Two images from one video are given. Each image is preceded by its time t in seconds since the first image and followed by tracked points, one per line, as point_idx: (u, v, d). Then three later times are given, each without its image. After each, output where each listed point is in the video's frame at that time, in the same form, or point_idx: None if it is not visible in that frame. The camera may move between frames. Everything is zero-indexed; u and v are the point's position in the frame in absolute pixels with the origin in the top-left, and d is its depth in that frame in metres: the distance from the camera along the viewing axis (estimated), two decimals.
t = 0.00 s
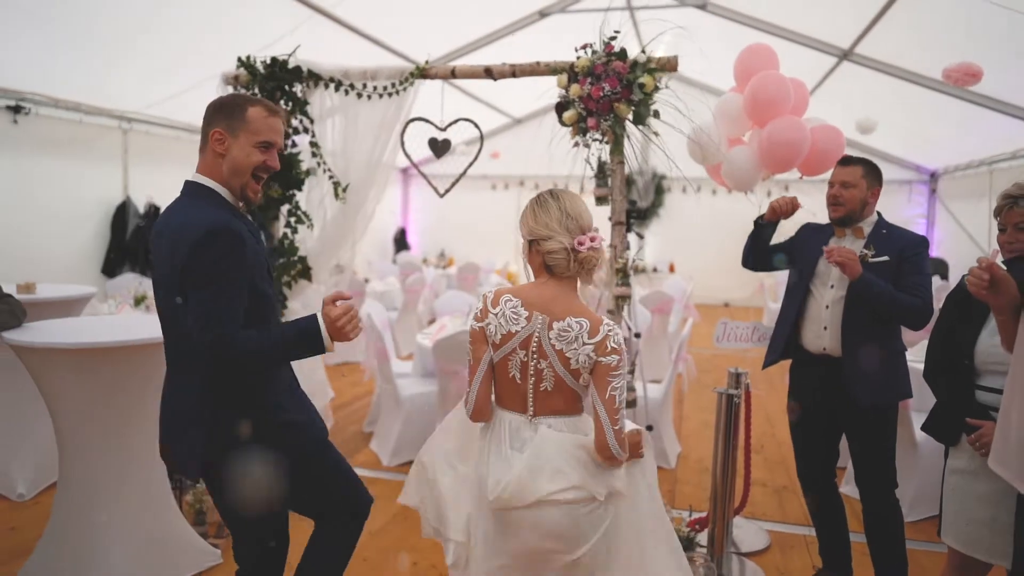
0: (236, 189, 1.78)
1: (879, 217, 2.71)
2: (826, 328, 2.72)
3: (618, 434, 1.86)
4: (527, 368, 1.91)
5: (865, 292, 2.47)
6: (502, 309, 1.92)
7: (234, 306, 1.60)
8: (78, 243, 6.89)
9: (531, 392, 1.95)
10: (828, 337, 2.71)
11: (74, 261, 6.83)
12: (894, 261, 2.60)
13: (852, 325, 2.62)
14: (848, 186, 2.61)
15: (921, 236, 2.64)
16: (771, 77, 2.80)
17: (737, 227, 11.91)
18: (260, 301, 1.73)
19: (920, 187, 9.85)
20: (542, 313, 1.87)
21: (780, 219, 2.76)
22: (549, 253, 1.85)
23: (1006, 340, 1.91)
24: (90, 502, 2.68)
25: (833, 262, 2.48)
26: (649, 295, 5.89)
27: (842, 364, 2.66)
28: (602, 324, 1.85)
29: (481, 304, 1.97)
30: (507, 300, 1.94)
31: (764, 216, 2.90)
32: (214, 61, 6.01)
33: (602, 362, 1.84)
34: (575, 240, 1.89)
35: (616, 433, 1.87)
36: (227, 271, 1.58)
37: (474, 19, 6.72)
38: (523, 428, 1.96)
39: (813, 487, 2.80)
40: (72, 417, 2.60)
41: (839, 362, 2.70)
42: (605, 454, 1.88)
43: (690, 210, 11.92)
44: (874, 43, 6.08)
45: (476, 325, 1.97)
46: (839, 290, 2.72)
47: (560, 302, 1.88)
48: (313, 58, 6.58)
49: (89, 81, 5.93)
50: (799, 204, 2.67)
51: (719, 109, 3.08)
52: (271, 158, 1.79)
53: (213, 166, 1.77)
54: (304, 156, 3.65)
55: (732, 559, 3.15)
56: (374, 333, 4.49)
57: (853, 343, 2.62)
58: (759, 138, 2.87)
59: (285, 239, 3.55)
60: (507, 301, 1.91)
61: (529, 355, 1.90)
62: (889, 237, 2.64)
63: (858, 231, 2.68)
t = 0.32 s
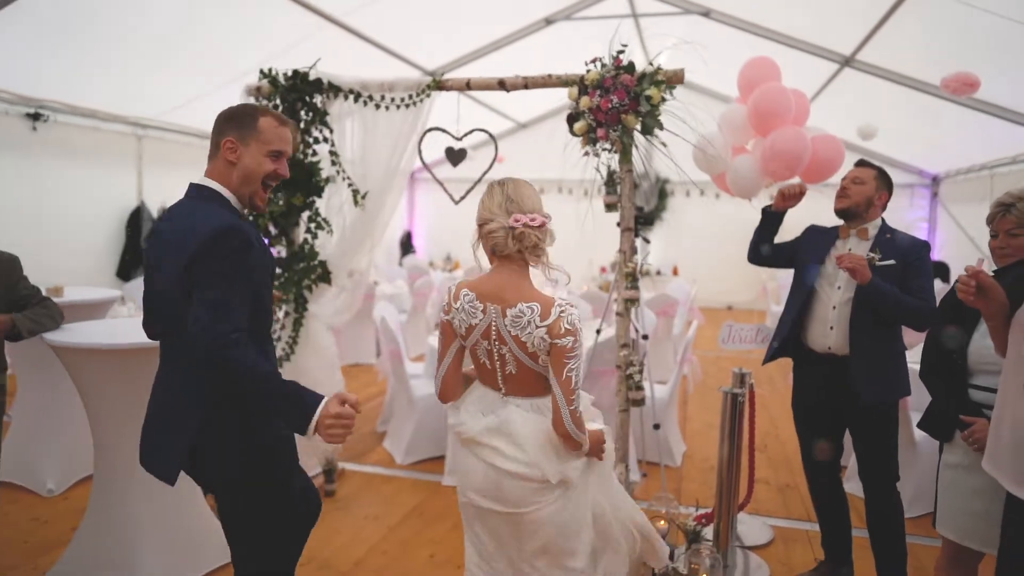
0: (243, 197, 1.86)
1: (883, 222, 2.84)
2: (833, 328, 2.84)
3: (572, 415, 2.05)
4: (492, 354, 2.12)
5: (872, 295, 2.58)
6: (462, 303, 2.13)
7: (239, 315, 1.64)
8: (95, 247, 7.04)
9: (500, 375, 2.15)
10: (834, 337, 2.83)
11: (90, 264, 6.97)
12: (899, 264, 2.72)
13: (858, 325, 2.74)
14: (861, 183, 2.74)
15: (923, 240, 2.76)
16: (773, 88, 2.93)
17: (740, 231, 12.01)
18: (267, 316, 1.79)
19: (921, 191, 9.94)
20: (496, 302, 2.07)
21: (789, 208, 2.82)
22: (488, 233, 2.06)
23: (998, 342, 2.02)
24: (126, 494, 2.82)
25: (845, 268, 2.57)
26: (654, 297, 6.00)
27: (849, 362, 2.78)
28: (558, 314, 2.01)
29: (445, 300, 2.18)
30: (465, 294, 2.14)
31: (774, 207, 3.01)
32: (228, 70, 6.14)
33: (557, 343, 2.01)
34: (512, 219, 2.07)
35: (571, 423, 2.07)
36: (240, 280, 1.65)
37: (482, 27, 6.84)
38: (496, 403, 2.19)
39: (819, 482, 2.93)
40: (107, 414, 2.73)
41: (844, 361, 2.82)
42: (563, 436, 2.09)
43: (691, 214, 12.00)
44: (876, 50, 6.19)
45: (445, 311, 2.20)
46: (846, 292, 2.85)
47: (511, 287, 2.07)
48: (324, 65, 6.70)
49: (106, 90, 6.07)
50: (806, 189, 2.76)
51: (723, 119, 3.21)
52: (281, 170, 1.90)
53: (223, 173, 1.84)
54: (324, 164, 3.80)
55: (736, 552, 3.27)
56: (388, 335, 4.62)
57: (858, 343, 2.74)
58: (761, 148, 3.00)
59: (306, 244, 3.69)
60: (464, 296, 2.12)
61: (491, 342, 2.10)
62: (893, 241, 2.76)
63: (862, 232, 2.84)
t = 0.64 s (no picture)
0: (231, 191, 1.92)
1: (910, 218, 2.87)
2: (858, 321, 2.89)
3: (527, 393, 2.05)
4: (471, 333, 2.22)
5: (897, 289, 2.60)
6: (453, 282, 2.27)
7: (226, 313, 1.74)
8: (133, 247, 7.25)
9: (478, 358, 2.25)
10: (860, 330, 2.89)
11: (129, 264, 7.19)
12: (926, 260, 2.75)
13: (883, 318, 2.78)
14: (887, 177, 2.79)
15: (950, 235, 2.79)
16: (797, 86, 2.98)
17: (765, 227, 11.95)
18: (263, 319, 1.86)
19: (951, 185, 9.79)
20: (480, 284, 2.18)
21: (818, 203, 2.89)
22: (484, 223, 2.16)
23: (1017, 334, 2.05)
24: (171, 477, 2.97)
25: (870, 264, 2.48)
26: (679, 293, 6.03)
27: (875, 356, 2.82)
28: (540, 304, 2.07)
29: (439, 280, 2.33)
30: (456, 275, 2.28)
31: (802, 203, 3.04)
32: (259, 75, 6.28)
33: (527, 322, 2.06)
34: (506, 211, 2.17)
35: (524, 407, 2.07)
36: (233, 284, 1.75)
37: (507, 27, 6.91)
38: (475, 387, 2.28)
39: (843, 473, 3.01)
40: (157, 402, 2.87)
41: (870, 354, 2.87)
42: (518, 414, 2.09)
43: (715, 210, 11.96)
44: (903, 44, 6.15)
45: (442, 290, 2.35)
46: (873, 286, 2.89)
47: (496, 270, 2.19)
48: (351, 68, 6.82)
49: (144, 95, 6.26)
50: (835, 184, 2.81)
51: (746, 116, 3.26)
52: (267, 163, 1.93)
53: (214, 170, 1.92)
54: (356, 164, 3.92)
55: (761, 542, 3.33)
56: (417, 330, 4.74)
57: (883, 337, 2.78)
58: (784, 145, 3.04)
59: (340, 243, 3.82)
60: (456, 275, 2.26)
61: (471, 322, 2.20)
62: (920, 237, 2.79)
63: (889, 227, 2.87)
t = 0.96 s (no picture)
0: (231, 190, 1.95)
1: (939, 215, 2.85)
2: (885, 319, 2.89)
3: (453, 427, 1.79)
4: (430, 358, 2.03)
5: (921, 282, 2.62)
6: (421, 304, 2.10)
7: (204, 284, 1.79)
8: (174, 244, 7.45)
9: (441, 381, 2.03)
10: (886, 327, 2.88)
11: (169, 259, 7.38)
12: (951, 257, 2.74)
13: (909, 315, 2.77)
14: (911, 179, 2.76)
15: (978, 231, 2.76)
16: (825, 81, 2.97)
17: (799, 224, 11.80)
18: (245, 299, 1.89)
19: (993, 181, 9.50)
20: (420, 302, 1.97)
21: (841, 210, 2.90)
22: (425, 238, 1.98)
23: None
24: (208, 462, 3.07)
25: (893, 256, 2.61)
26: (708, 290, 6.00)
27: (900, 353, 2.82)
28: (462, 322, 1.77)
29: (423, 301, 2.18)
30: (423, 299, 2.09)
31: (826, 208, 3.04)
32: (296, 75, 6.41)
33: (451, 345, 1.79)
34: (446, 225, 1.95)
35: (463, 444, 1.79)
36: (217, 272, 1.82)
37: (537, 24, 6.95)
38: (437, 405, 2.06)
39: (870, 468, 3.01)
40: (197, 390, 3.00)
41: (896, 350, 2.86)
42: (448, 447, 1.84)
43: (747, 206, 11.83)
44: (941, 36, 6.03)
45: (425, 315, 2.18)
46: (900, 283, 2.88)
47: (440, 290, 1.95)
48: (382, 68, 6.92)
49: (184, 96, 6.43)
50: (859, 191, 2.81)
51: (773, 112, 3.25)
52: (227, 151, 1.91)
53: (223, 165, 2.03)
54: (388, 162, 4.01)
55: (787, 537, 3.35)
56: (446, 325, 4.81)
57: (908, 333, 2.78)
58: (811, 139, 3.04)
59: (371, 238, 3.89)
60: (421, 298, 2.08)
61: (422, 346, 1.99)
62: (947, 234, 2.78)
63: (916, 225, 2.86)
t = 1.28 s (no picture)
0: (291, 211, 2.30)
1: (974, 211, 2.82)
2: (919, 317, 2.89)
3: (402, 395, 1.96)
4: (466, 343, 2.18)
5: (951, 280, 2.62)
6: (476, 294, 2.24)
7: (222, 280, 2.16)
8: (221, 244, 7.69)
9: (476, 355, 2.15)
10: (921, 325, 2.88)
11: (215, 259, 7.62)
12: (983, 251, 2.71)
13: (942, 314, 2.76)
14: (947, 186, 2.71)
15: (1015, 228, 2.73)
16: (857, 82, 2.97)
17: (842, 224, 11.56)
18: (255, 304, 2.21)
19: None
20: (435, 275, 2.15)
21: (874, 233, 2.90)
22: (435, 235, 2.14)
23: None
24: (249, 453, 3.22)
25: (917, 250, 2.65)
26: (745, 291, 5.96)
27: (934, 351, 2.81)
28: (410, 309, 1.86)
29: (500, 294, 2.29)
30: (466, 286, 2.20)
31: (859, 227, 3.02)
32: (338, 80, 6.56)
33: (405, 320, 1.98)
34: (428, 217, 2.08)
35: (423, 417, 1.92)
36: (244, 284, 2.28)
37: (575, 26, 6.97)
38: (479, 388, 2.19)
39: (904, 468, 3.00)
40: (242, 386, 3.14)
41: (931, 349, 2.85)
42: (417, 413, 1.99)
43: (788, 206, 11.64)
44: (990, 30, 5.88)
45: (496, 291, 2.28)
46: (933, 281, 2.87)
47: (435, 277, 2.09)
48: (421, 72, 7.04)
49: (230, 102, 6.64)
50: (891, 219, 2.81)
51: (806, 112, 3.25)
52: (301, 184, 2.20)
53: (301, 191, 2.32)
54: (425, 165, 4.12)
55: (821, 538, 3.35)
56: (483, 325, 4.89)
57: (942, 332, 2.76)
58: (844, 140, 3.05)
59: (408, 239, 3.98)
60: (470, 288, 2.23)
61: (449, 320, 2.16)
62: (980, 230, 2.75)
63: (951, 223, 2.85)
